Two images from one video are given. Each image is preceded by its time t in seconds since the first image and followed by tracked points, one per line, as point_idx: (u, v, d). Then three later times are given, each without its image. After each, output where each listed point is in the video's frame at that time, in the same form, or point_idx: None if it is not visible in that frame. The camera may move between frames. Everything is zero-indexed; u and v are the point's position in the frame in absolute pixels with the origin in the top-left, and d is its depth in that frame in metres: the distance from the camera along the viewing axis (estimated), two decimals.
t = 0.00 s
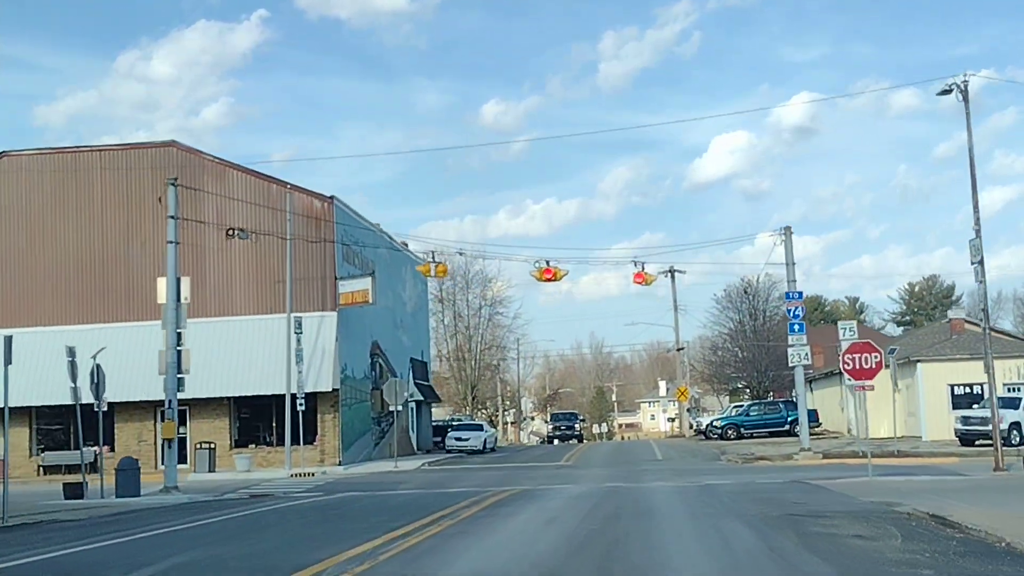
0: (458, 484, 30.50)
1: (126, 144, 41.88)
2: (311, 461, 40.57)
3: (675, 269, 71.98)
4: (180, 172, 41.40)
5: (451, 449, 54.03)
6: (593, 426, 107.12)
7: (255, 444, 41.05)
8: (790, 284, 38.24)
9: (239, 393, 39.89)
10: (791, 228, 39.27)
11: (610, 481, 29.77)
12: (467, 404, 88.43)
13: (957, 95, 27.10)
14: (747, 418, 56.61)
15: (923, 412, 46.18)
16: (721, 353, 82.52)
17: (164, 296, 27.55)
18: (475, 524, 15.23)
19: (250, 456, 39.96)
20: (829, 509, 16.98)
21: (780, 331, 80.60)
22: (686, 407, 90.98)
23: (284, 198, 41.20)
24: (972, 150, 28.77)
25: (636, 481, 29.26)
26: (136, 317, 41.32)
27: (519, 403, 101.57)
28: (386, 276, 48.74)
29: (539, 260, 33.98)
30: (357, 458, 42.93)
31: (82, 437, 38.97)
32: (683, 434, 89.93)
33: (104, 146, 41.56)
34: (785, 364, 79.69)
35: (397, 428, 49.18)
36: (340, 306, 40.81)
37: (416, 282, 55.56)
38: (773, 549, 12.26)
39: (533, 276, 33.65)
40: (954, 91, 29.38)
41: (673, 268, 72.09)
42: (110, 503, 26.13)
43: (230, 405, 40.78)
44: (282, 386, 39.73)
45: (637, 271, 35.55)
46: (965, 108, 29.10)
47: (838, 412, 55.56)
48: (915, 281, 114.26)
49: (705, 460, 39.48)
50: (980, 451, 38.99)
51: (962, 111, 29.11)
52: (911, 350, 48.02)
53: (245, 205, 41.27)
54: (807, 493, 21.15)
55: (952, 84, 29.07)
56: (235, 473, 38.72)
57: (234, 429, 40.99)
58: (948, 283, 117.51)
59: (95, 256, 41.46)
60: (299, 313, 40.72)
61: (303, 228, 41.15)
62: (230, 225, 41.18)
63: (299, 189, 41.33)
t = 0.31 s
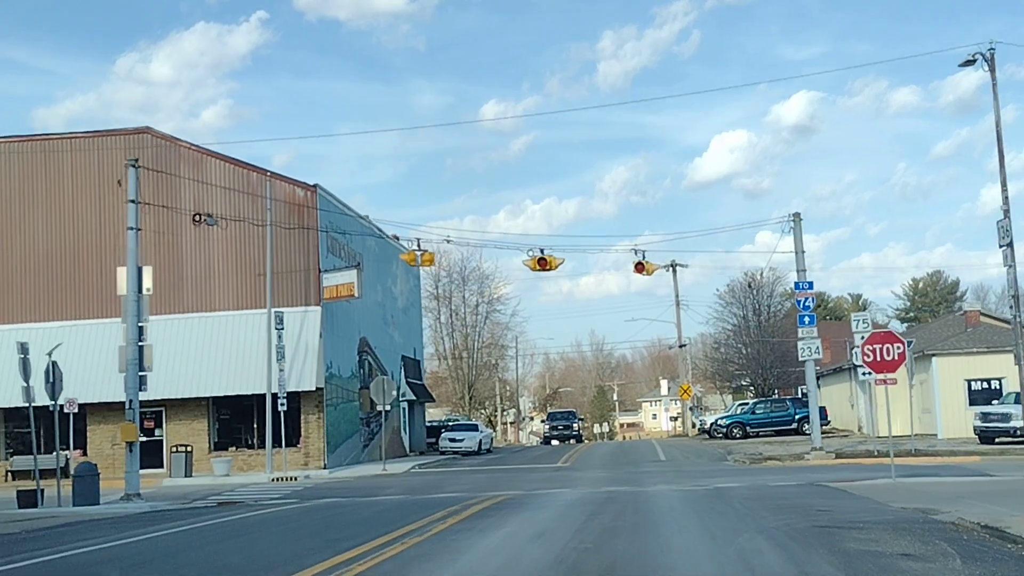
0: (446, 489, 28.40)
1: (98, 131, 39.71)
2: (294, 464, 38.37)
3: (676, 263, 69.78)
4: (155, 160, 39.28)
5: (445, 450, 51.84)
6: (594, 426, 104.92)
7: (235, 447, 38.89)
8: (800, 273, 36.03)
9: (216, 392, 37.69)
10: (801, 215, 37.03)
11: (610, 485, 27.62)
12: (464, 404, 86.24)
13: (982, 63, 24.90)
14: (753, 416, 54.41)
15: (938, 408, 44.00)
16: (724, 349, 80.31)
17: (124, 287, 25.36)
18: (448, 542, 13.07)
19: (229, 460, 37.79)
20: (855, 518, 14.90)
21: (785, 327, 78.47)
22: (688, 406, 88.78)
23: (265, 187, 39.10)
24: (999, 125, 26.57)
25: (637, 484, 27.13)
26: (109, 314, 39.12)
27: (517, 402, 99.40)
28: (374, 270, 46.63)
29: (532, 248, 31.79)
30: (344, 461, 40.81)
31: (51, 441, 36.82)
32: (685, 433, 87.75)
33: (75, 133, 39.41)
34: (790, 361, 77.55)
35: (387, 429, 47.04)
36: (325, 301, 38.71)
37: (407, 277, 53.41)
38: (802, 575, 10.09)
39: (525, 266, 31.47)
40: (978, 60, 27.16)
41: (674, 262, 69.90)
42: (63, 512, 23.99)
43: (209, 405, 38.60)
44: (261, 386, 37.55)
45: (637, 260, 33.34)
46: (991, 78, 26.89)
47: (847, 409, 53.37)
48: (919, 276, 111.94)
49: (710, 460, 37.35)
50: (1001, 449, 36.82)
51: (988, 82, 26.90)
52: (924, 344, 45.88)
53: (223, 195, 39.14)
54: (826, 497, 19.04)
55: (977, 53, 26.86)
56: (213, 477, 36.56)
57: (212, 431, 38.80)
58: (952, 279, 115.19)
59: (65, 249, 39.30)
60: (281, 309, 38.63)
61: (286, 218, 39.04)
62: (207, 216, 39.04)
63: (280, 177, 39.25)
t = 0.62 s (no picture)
0: (430, 495, 26.18)
1: (64, 116, 37.47)
2: (273, 468, 36.02)
3: (677, 258, 67.49)
4: (124, 147, 37.10)
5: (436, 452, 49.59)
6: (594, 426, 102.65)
7: (211, 451, 36.63)
8: (810, 262, 33.76)
9: (188, 394, 35.37)
10: (811, 200, 34.74)
11: (609, 490, 25.37)
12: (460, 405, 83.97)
13: (1013, 26, 22.65)
14: (758, 415, 52.15)
15: (955, 406, 41.72)
16: (727, 347, 78.03)
17: (72, 277, 23.17)
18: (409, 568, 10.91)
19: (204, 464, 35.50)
20: (893, 533, 12.72)
21: (789, 323, 76.20)
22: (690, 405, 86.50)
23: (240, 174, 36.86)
24: None
25: (637, 489, 24.90)
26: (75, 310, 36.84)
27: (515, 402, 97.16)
28: (360, 264, 44.44)
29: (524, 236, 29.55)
30: (328, 464, 38.58)
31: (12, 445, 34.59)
32: (687, 433, 85.48)
33: (39, 119, 37.17)
34: (795, 358, 75.28)
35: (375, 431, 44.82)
36: (305, 295, 36.44)
37: (397, 272, 51.19)
38: None
39: (516, 254, 29.22)
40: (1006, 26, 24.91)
41: (675, 257, 67.63)
42: (5, 524, 21.77)
43: (182, 406, 36.33)
44: (237, 386, 35.30)
45: (637, 248, 31.06)
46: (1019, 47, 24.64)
47: (858, 408, 51.12)
48: (925, 272, 109.56)
49: (715, 462, 35.12)
50: None
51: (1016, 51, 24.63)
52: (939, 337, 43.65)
53: (196, 184, 36.89)
54: (852, 506, 16.84)
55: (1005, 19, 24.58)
56: (186, 483, 34.29)
57: (186, 434, 36.57)
58: (957, 275, 112.82)
59: (28, 241, 37.02)
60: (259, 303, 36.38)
61: (264, 206, 36.77)
62: (179, 205, 36.80)
63: (257, 164, 37.01)
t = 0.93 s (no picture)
0: (415, 501, 24.30)
1: (32, 101, 35.57)
2: (254, 471, 34.20)
3: (678, 253, 65.60)
4: (96, 133, 35.20)
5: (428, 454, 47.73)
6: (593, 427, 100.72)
7: (189, 453, 34.79)
8: (820, 252, 31.86)
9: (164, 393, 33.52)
10: (820, 187, 32.82)
11: (608, 495, 23.54)
12: (456, 404, 82.04)
13: None
14: (763, 414, 50.29)
15: (970, 405, 39.86)
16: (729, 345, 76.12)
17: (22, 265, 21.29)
18: None
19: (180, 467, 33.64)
20: (943, 554, 10.81)
21: (793, 320, 74.26)
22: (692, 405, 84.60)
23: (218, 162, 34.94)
24: None
25: (637, 495, 22.99)
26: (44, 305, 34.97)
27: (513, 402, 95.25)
28: (347, 257, 42.60)
29: (516, 223, 27.67)
30: (313, 467, 36.76)
31: None
32: (689, 434, 83.61)
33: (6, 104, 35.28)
34: (799, 356, 73.38)
35: (364, 432, 42.98)
36: (287, 289, 34.55)
37: (387, 266, 49.32)
38: None
39: (508, 242, 27.32)
40: None
41: (676, 251, 65.73)
42: None
43: (158, 406, 34.45)
44: (214, 385, 33.44)
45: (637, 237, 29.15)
46: None
47: (867, 407, 49.27)
48: (929, 269, 107.59)
49: (720, 463, 33.23)
50: None
51: None
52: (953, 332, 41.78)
53: (171, 172, 34.98)
54: (883, 516, 14.95)
55: None
56: (161, 488, 32.44)
57: (162, 436, 34.69)
58: (961, 272, 110.88)
59: None
60: (239, 297, 34.50)
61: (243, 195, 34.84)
62: (153, 195, 34.92)
63: (236, 151, 35.09)
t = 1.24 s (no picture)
0: (398, 505, 22.60)
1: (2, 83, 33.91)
2: (233, 473, 32.43)
3: (679, 247, 63.90)
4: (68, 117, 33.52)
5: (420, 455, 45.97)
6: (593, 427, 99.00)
7: (165, 453, 33.07)
8: (831, 241, 30.12)
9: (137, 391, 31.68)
10: (830, 173, 31.07)
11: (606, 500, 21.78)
12: (452, 404, 80.30)
13: None
14: (768, 413, 48.53)
15: (985, 403, 38.08)
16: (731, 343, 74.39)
17: None
18: None
19: (154, 469, 31.89)
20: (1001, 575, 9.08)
21: (797, 317, 72.48)
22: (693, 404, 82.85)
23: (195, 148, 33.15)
24: None
25: (637, 500, 21.27)
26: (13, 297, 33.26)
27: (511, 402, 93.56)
28: (335, 250, 40.83)
29: (507, 209, 25.93)
30: (297, 468, 35.02)
31: None
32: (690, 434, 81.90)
33: None
34: (803, 354, 71.63)
35: (352, 432, 41.23)
36: (268, 281, 32.78)
37: (378, 259, 47.51)
38: None
39: (498, 229, 25.59)
40: None
41: (677, 246, 64.03)
42: None
43: (132, 404, 32.72)
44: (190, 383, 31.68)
45: (636, 224, 27.40)
46: None
47: (876, 406, 47.51)
48: (933, 267, 105.80)
49: (725, 465, 31.46)
50: None
51: None
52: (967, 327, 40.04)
53: (147, 157, 33.21)
54: (915, 528, 13.23)
55: None
56: (133, 491, 30.70)
57: (137, 435, 32.97)
58: (964, 271, 109.12)
59: None
60: (217, 290, 32.73)
61: (222, 183, 33.11)
62: (128, 182, 33.16)
63: (215, 136, 33.30)
